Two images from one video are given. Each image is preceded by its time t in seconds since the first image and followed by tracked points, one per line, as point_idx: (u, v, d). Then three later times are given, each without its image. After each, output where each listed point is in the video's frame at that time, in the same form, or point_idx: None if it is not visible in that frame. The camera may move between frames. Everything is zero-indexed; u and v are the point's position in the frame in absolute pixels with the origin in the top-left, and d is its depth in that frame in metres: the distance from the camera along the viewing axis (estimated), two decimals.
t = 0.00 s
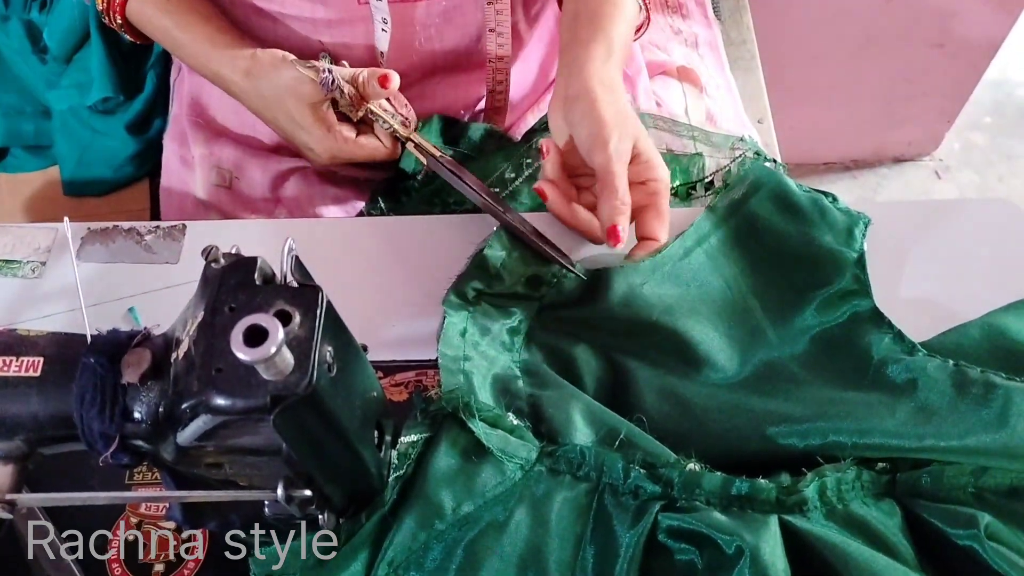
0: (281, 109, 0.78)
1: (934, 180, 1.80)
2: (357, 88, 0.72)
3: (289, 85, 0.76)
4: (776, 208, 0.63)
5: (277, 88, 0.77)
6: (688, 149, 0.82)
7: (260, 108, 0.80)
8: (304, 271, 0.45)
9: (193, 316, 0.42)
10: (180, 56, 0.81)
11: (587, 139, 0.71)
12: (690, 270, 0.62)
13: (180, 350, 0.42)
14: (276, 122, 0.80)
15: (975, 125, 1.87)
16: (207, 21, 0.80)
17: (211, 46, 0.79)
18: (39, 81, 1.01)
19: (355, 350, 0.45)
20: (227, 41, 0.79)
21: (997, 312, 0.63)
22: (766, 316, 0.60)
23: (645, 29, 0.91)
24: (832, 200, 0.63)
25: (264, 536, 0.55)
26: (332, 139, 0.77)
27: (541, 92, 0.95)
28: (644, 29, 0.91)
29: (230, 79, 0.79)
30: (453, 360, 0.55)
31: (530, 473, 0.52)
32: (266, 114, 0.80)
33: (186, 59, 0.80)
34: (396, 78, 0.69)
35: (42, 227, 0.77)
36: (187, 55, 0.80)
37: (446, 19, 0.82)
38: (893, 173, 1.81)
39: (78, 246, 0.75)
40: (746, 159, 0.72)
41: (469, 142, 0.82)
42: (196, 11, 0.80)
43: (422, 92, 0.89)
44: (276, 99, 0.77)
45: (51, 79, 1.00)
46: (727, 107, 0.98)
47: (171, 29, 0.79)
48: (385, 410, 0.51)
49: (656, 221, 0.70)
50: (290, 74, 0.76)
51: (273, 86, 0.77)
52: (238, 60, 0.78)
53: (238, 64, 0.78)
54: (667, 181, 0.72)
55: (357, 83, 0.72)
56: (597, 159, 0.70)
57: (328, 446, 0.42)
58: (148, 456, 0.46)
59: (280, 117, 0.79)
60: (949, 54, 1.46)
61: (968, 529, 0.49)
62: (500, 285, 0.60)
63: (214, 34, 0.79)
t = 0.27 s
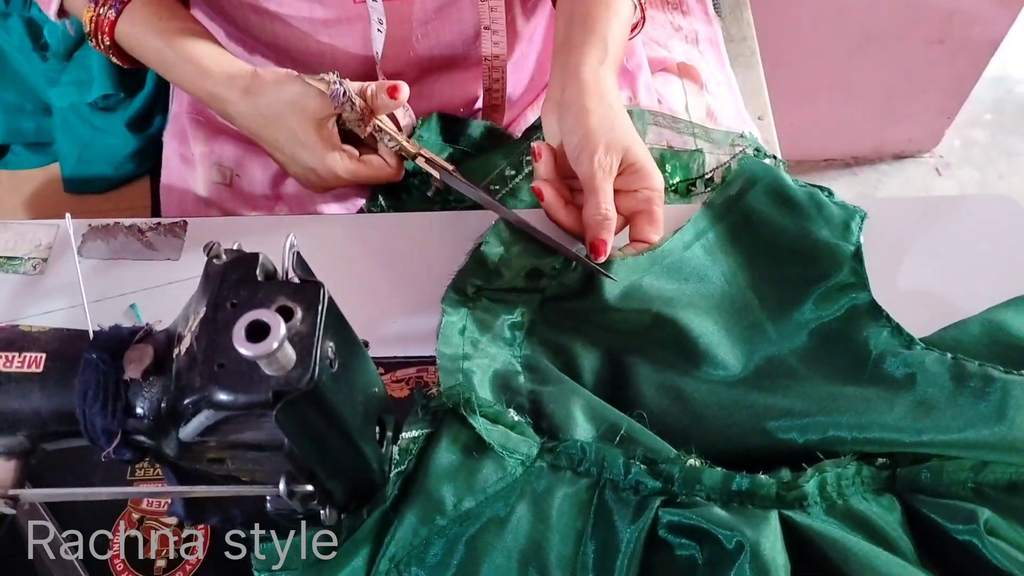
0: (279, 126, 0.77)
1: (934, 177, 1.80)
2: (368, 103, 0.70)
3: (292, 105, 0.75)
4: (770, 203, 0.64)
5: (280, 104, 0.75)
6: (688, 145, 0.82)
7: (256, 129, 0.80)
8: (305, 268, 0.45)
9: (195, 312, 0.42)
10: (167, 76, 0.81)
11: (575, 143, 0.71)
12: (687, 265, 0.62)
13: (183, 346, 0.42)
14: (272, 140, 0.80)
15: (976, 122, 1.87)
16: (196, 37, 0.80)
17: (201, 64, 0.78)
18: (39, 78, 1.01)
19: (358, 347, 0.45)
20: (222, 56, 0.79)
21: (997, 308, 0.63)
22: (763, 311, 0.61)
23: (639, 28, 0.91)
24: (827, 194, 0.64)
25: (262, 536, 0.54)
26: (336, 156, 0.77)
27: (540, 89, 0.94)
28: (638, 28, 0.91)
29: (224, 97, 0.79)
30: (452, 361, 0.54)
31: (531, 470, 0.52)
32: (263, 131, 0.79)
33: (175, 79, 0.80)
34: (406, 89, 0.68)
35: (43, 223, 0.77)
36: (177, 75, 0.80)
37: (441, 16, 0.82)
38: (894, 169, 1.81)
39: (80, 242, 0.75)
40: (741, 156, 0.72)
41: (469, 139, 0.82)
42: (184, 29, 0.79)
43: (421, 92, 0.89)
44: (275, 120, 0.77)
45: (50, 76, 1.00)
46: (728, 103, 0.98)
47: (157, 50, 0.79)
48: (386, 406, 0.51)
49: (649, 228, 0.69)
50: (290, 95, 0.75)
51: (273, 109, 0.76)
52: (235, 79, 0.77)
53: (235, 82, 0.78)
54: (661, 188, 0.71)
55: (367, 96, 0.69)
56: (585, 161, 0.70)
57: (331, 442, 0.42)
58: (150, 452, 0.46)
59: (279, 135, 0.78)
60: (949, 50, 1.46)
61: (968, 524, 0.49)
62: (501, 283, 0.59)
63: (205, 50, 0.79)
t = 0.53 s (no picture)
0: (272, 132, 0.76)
1: (936, 176, 1.80)
2: (364, 110, 0.72)
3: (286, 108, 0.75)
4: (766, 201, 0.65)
5: (275, 106, 0.75)
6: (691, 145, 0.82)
7: (244, 137, 0.79)
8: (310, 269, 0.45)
9: (200, 312, 0.42)
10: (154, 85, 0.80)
11: (578, 142, 0.71)
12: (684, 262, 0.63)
13: (187, 346, 0.42)
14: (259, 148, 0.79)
15: (978, 121, 1.86)
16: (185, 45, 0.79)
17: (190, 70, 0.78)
18: (43, 77, 1.04)
19: (362, 348, 0.45)
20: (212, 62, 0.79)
21: (999, 308, 0.63)
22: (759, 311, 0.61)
23: (641, 29, 0.91)
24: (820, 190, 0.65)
25: (263, 536, 0.55)
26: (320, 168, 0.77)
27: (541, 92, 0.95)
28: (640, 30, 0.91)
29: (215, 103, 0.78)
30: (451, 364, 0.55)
31: (533, 470, 0.52)
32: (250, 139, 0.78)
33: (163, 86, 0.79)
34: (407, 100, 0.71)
35: (46, 223, 0.77)
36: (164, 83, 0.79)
37: (448, 19, 0.82)
38: (896, 169, 1.81)
39: (83, 242, 0.75)
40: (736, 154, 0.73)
41: (472, 140, 0.82)
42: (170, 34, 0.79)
43: (425, 94, 0.89)
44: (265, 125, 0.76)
45: (53, 75, 1.04)
46: (731, 103, 0.98)
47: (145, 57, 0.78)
48: (390, 406, 0.51)
49: (649, 231, 0.69)
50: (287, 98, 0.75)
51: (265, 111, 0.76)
52: (227, 85, 0.78)
53: (225, 88, 0.77)
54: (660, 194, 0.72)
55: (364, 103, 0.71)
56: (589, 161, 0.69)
57: (334, 442, 0.42)
58: (155, 452, 0.46)
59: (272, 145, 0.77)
60: (952, 49, 1.46)
61: (970, 524, 0.49)
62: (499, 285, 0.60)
63: (192, 58, 0.79)
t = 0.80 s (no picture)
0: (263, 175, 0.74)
1: (939, 175, 1.80)
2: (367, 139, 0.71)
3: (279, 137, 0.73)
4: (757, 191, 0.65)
5: (259, 142, 0.73)
6: (693, 145, 0.82)
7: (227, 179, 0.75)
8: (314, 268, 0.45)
9: (204, 311, 0.42)
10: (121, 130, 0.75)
11: (587, 135, 0.73)
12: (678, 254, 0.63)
13: (190, 345, 0.42)
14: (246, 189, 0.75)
15: (981, 120, 1.86)
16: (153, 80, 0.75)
17: (165, 109, 0.74)
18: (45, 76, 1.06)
19: (366, 347, 0.45)
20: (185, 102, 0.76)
21: (1002, 307, 0.63)
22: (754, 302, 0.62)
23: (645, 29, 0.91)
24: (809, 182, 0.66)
25: (263, 535, 0.56)
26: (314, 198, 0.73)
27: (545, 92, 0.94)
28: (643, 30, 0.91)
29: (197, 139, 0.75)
30: (452, 364, 0.55)
31: (536, 469, 0.53)
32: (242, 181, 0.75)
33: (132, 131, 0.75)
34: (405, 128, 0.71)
35: (49, 222, 0.77)
36: (128, 124, 0.74)
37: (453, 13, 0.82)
38: (899, 168, 1.81)
39: (86, 241, 0.75)
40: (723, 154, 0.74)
41: (475, 139, 0.82)
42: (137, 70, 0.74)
43: (430, 92, 0.89)
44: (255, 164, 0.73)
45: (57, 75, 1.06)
46: (733, 102, 0.98)
47: (113, 99, 0.73)
48: (393, 405, 0.51)
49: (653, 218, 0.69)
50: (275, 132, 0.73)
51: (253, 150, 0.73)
52: (209, 126, 0.75)
53: (209, 127, 0.75)
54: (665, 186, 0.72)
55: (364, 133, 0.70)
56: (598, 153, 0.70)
57: (337, 441, 0.42)
58: (158, 450, 0.46)
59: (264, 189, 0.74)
60: (955, 48, 1.46)
61: (973, 524, 0.49)
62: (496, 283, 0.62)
63: (165, 96, 0.75)
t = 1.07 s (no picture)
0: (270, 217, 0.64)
1: (940, 173, 1.80)
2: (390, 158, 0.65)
3: (307, 171, 0.65)
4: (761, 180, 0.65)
5: (281, 176, 0.64)
6: (696, 142, 0.82)
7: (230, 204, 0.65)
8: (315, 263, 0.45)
9: (205, 308, 0.42)
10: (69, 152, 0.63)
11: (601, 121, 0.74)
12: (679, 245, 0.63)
13: (191, 342, 0.42)
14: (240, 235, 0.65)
15: (982, 118, 1.86)
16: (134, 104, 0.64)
17: (141, 134, 0.63)
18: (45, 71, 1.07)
19: (367, 342, 0.45)
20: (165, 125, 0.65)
21: (1006, 305, 0.63)
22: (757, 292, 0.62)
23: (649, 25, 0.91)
24: (815, 177, 0.65)
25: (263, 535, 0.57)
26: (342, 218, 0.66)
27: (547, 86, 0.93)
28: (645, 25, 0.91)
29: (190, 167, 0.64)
30: (459, 350, 0.56)
31: (539, 467, 0.52)
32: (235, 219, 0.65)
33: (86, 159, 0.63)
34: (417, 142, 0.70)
35: (49, 218, 0.76)
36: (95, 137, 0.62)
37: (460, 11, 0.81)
38: (900, 166, 1.81)
39: (86, 237, 0.75)
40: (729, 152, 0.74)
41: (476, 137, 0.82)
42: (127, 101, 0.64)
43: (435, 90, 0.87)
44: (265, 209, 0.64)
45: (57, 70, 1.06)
46: (735, 99, 0.98)
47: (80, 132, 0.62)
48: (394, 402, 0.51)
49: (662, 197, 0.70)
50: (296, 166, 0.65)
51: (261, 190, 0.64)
52: (224, 157, 0.65)
53: (223, 161, 0.65)
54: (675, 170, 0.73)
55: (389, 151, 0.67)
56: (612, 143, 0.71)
57: (339, 439, 0.42)
58: (159, 448, 0.46)
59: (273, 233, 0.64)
60: (957, 46, 1.46)
61: (978, 523, 0.49)
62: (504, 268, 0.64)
63: (132, 113, 0.64)
